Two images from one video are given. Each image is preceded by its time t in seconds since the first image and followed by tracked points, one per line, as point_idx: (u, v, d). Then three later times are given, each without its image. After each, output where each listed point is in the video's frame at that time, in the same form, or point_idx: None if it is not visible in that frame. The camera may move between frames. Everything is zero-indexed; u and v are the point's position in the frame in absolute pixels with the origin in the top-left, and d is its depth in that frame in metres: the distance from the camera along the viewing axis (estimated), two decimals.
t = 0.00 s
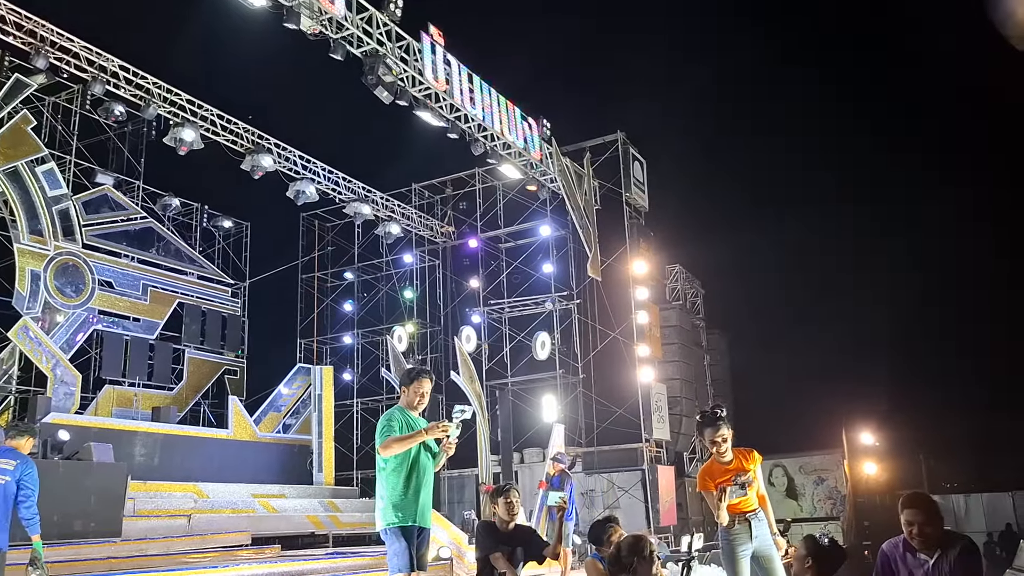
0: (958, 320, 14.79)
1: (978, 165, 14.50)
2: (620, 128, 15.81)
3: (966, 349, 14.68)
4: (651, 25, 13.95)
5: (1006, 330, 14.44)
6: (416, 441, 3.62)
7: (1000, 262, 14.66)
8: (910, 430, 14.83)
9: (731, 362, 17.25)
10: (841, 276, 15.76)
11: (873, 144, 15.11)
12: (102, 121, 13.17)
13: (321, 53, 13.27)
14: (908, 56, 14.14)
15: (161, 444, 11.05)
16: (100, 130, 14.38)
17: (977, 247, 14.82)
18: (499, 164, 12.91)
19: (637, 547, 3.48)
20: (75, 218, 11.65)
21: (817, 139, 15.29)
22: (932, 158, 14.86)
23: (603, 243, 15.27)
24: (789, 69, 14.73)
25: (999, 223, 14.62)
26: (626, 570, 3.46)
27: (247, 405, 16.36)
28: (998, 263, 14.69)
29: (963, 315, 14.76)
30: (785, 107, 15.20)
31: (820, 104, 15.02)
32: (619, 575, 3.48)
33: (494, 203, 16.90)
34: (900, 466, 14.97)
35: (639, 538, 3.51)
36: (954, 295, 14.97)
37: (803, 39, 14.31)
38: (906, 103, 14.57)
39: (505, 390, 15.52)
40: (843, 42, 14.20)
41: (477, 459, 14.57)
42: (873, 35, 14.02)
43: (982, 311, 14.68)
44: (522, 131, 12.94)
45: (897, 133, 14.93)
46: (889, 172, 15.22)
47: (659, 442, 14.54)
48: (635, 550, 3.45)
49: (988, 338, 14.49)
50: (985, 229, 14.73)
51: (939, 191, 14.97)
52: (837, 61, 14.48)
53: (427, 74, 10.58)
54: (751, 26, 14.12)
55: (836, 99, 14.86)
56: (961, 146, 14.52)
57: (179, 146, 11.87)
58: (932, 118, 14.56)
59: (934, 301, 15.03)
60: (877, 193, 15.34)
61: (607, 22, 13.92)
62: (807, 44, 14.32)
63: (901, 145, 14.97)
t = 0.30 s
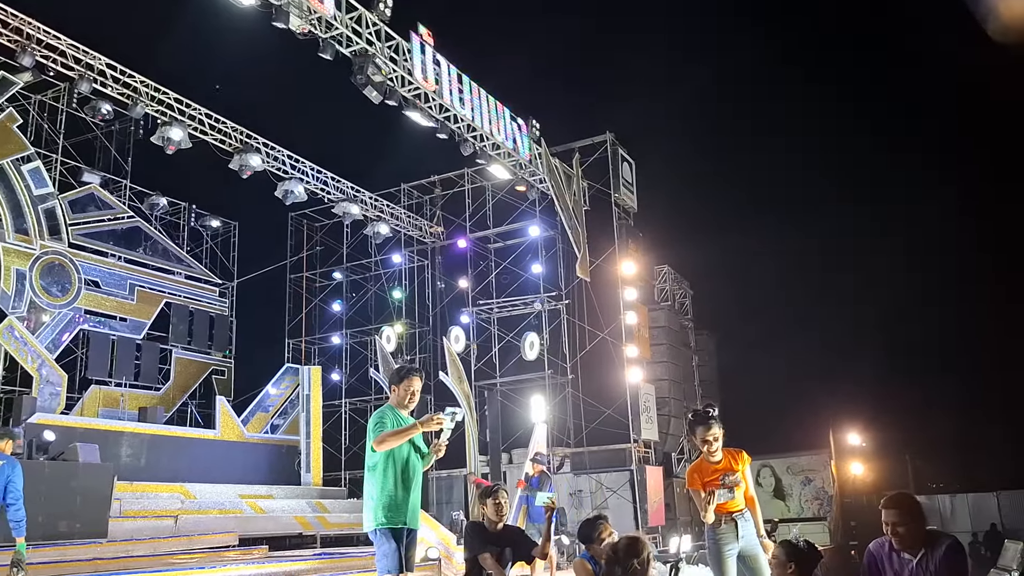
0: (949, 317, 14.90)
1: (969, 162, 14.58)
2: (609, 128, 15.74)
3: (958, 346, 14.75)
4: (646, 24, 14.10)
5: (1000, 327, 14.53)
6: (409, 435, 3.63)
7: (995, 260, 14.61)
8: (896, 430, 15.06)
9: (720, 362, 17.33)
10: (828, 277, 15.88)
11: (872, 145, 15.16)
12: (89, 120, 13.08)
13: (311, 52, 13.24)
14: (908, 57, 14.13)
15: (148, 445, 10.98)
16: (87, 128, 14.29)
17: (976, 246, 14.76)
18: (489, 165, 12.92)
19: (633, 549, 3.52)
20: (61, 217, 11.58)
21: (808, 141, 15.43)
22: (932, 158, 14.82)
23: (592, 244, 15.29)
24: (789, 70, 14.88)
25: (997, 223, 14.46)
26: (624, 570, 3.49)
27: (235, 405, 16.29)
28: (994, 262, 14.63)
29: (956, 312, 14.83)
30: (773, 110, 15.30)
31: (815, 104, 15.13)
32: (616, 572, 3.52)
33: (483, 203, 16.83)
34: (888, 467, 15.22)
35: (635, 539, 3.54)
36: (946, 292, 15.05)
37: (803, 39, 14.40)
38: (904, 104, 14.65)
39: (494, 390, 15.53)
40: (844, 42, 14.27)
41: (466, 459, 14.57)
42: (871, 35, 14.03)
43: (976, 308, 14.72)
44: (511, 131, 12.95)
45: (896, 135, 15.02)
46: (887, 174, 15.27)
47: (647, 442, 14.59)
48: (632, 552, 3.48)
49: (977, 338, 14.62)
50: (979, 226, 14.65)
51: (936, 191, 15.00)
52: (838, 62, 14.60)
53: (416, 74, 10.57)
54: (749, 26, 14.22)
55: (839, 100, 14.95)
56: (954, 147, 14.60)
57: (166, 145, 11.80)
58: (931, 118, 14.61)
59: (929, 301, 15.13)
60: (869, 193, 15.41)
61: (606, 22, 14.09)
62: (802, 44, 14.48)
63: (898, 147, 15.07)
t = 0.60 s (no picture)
0: (944, 318, 15.13)
1: (956, 166, 14.79)
2: (603, 130, 15.78)
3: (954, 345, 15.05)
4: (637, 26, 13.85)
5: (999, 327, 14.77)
6: (409, 432, 3.64)
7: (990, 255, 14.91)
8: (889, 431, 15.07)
9: (713, 363, 17.38)
10: (822, 274, 16.03)
11: (870, 145, 15.18)
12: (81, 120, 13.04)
13: (305, 54, 13.25)
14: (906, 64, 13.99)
15: (140, 446, 10.94)
16: (79, 128, 14.22)
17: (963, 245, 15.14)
18: (482, 166, 12.92)
19: (640, 554, 3.48)
20: (53, 218, 11.54)
21: (800, 143, 15.49)
22: (926, 157, 14.94)
23: (587, 245, 15.36)
24: (789, 71, 14.63)
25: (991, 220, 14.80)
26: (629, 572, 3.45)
27: (228, 406, 16.25)
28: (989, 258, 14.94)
29: (955, 311, 15.08)
30: (764, 113, 15.35)
31: (808, 105, 15.07)
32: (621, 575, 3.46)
33: (477, 205, 16.84)
34: (879, 468, 15.26)
35: (643, 544, 3.50)
36: (941, 293, 15.27)
37: (798, 38, 13.98)
38: (902, 105, 14.46)
39: (488, 392, 15.53)
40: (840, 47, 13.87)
41: (459, 461, 14.53)
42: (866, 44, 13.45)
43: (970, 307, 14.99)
44: (504, 133, 12.96)
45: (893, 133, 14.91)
46: (881, 172, 15.37)
47: (640, 444, 14.61)
48: (640, 556, 3.45)
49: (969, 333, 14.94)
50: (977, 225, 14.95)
51: (925, 190, 15.26)
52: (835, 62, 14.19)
53: (411, 75, 10.57)
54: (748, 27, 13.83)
55: (835, 100, 14.83)
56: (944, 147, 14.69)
57: (160, 145, 11.77)
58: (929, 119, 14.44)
59: (924, 301, 15.33)
60: (867, 193, 15.55)
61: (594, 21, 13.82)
62: (800, 46, 14.09)
63: (894, 146, 15.03)
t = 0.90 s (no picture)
0: (939, 322, 15.15)
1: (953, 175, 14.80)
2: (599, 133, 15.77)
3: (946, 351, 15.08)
4: (636, 26, 13.88)
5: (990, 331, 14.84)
6: (409, 432, 3.65)
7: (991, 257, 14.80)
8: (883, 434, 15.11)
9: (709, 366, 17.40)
10: (814, 278, 16.14)
11: (868, 148, 15.21)
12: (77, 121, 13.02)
13: (301, 56, 13.26)
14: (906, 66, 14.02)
15: (135, 448, 10.91)
16: (74, 129, 14.21)
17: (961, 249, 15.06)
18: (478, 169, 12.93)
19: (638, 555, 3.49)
20: (48, 219, 11.50)
21: (796, 147, 15.52)
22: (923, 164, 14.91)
23: (583, 248, 15.34)
24: (791, 84, 14.60)
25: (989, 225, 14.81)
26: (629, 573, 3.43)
27: (223, 409, 16.21)
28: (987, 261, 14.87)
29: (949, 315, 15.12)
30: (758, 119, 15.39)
31: (811, 115, 15.12)
32: None
33: (473, 207, 16.83)
34: (874, 470, 15.71)
35: (644, 548, 3.49)
36: (935, 297, 15.29)
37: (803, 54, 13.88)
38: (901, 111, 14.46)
39: (484, 394, 15.53)
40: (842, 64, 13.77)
41: (455, 464, 14.50)
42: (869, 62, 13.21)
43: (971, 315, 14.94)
44: (501, 135, 12.97)
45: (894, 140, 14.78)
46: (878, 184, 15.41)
47: (636, 447, 14.61)
48: (641, 559, 3.42)
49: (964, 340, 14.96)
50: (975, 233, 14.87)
51: (924, 192, 15.21)
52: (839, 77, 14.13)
53: (407, 77, 10.57)
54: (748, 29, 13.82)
55: (834, 102, 14.75)
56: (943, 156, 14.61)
57: (155, 147, 11.76)
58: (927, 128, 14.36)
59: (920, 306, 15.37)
60: (863, 197, 15.59)
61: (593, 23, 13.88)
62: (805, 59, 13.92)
63: (892, 160, 15.08)
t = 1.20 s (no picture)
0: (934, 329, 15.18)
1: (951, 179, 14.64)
2: (595, 136, 15.79)
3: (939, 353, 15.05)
4: (636, 26, 14.14)
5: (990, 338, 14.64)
6: (406, 434, 3.65)
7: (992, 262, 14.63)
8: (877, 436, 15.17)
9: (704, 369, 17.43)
10: (810, 282, 16.18)
11: (868, 157, 15.30)
12: (71, 123, 13.00)
13: (297, 58, 13.25)
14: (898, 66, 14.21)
15: (129, 451, 10.88)
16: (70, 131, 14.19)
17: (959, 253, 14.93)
18: (473, 172, 12.95)
19: (623, 556, 3.46)
20: (43, 220, 11.48)
21: (796, 147, 15.69)
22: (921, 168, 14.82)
23: (578, 251, 15.37)
24: (792, 84, 14.83)
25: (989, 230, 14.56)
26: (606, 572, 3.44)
27: (217, 411, 16.18)
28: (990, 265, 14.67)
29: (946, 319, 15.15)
30: (757, 119, 15.61)
31: (810, 118, 15.35)
32: None
33: (469, 211, 16.85)
34: (867, 473, 15.77)
35: (628, 550, 3.48)
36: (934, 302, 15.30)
37: (803, 53, 14.07)
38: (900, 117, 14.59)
39: (478, 398, 15.55)
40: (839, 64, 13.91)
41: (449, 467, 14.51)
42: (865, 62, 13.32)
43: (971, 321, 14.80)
44: (496, 139, 12.98)
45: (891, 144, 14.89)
46: (878, 187, 15.48)
47: (631, 450, 14.63)
48: (622, 560, 3.42)
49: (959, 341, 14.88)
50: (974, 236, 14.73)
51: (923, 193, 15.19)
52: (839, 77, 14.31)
53: (402, 80, 10.59)
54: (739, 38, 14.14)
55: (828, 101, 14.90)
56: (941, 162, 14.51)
57: (150, 149, 11.74)
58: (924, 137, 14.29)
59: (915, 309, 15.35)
60: (852, 202, 15.76)
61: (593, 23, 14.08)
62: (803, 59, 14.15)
63: (890, 161, 15.11)
